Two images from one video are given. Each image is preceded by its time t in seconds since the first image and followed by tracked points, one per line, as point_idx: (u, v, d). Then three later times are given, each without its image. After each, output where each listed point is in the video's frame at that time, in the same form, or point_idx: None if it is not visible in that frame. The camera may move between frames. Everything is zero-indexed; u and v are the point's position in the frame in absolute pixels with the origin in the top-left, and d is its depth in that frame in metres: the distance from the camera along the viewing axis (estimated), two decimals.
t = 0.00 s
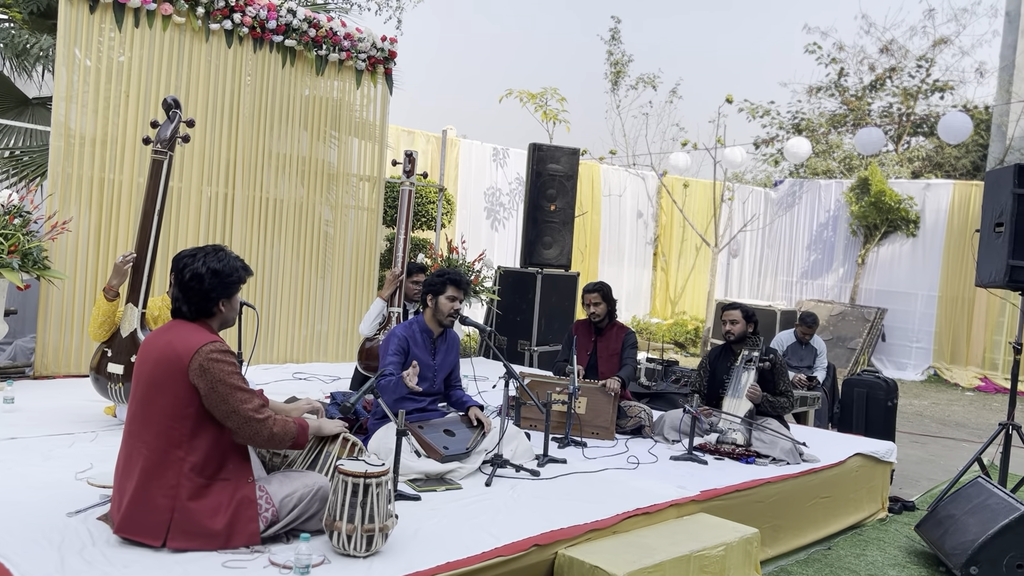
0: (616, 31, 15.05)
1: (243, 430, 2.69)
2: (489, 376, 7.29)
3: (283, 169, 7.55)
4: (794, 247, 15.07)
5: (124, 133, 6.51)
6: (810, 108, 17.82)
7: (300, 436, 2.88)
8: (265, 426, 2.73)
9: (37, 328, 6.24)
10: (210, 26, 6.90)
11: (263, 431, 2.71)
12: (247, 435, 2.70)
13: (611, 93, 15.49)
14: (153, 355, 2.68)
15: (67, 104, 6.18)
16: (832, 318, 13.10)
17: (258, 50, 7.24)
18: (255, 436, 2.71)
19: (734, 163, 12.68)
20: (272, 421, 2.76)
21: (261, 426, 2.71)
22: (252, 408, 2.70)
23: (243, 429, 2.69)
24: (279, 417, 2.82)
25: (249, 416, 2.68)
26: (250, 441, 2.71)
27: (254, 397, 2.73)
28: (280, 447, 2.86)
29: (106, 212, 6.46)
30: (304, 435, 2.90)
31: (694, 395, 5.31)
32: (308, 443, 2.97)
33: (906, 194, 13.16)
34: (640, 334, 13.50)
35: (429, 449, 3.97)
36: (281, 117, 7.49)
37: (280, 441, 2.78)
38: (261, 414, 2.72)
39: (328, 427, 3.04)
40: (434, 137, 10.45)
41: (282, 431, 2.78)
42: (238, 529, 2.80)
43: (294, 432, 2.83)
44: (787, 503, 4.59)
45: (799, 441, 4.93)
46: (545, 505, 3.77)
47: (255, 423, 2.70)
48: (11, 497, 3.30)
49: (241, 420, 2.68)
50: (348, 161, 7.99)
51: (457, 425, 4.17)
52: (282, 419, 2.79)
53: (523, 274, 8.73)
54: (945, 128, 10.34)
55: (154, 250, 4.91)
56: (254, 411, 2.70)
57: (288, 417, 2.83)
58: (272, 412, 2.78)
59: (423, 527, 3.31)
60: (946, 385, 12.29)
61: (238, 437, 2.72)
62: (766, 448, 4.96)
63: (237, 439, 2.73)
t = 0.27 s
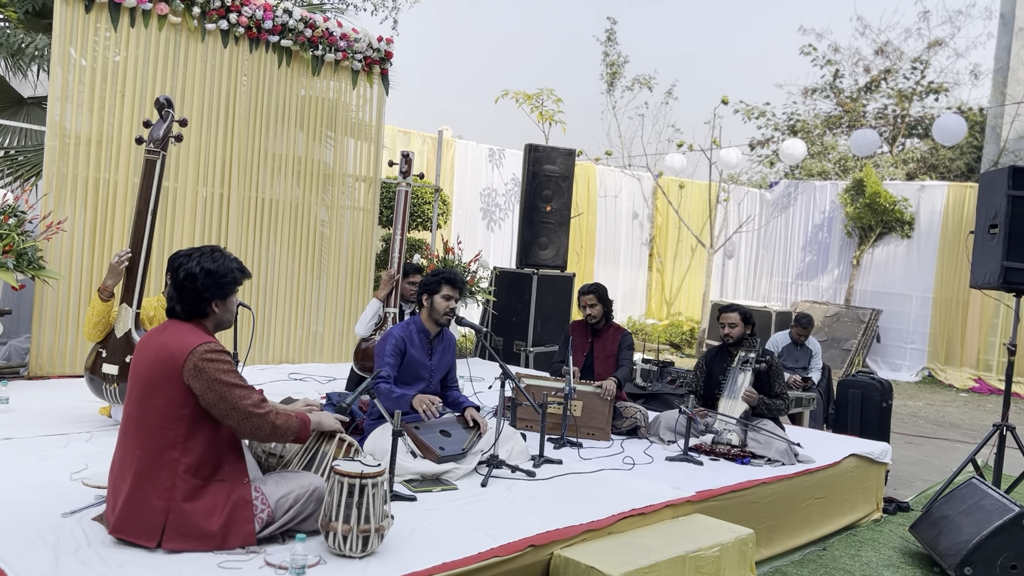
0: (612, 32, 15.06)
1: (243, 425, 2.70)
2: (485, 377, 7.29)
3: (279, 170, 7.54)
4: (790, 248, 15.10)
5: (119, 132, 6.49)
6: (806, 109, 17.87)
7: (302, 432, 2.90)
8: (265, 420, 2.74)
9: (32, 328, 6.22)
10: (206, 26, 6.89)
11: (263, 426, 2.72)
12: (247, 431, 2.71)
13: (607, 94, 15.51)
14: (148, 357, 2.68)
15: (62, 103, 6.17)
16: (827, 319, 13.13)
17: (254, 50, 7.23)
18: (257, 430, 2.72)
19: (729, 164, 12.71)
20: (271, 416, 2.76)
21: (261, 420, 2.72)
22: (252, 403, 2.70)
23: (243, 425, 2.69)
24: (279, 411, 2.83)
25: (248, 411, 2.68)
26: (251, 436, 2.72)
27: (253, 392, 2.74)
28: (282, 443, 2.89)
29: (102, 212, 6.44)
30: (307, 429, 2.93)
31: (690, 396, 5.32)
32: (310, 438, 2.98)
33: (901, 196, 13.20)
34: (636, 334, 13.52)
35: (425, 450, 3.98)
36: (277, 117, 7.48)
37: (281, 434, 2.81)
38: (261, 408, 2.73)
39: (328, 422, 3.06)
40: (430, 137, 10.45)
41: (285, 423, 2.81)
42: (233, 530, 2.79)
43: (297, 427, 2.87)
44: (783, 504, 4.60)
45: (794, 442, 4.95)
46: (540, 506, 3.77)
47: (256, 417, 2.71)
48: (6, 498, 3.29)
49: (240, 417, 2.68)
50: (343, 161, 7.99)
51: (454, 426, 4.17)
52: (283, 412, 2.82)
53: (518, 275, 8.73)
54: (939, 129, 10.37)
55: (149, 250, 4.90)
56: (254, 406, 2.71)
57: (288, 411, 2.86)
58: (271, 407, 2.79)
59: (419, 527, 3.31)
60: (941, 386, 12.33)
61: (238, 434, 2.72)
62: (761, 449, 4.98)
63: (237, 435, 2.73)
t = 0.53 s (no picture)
0: (610, 33, 15.08)
1: (248, 414, 2.70)
2: (483, 377, 7.29)
3: (277, 170, 7.54)
4: (787, 249, 15.12)
5: (117, 132, 6.48)
6: (803, 110, 17.90)
7: (306, 420, 2.90)
8: (270, 406, 2.75)
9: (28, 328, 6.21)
10: (204, 25, 6.88)
11: (267, 411, 2.73)
12: (253, 419, 2.71)
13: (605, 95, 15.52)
14: (145, 357, 2.67)
15: (60, 102, 6.15)
16: (824, 319, 13.16)
17: (252, 49, 7.22)
18: (262, 417, 2.72)
19: (727, 165, 12.72)
20: (274, 402, 2.77)
21: (266, 406, 2.73)
22: (254, 390, 2.71)
23: (247, 415, 2.69)
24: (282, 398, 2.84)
25: (252, 398, 2.69)
26: (257, 423, 2.73)
27: (254, 381, 2.74)
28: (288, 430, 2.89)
29: (99, 211, 6.43)
30: (310, 417, 2.93)
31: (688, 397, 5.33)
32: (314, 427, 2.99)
33: (898, 197, 13.23)
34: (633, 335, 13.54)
35: (424, 450, 3.96)
36: (275, 117, 7.47)
37: (287, 419, 2.82)
38: (264, 395, 2.73)
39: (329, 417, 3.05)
40: (428, 137, 10.45)
41: (289, 408, 2.82)
42: (232, 528, 2.80)
43: (300, 413, 2.87)
44: (780, 504, 4.60)
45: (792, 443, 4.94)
46: (539, 506, 3.77)
47: (260, 404, 2.71)
48: (3, 497, 3.29)
49: (244, 406, 2.68)
50: (341, 161, 7.98)
51: (451, 426, 4.19)
52: (287, 397, 2.83)
53: (516, 275, 8.73)
54: (936, 131, 10.38)
55: (145, 249, 4.90)
56: (257, 393, 2.71)
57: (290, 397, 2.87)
58: (274, 394, 2.80)
59: (417, 527, 3.30)
60: (937, 387, 12.36)
61: (243, 423, 2.72)
62: (759, 450, 4.99)
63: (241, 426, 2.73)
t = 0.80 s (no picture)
0: (609, 33, 15.08)
1: (235, 430, 2.69)
2: (482, 377, 7.29)
3: (276, 170, 7.54)
4: (786, 249, 15.13)
5: (116, 131, 6.48)
6: (802, 111, 17.91)
7: (296, 434, 2.91)
8: (258, 426, 2.72)
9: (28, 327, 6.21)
10: (203, 25, 6.87)
11: (255, 431, 2.71)
12: (239, 435, 2.70)
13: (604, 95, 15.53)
14: (146, 356, 2.67)
15: (59, 101, 6.15)
16: (823, 319, 13.17)
17: (252, 49, 7.21)
18: (249, 435, 2.71)
19: (726, 165, 12.72)
20: (264, 420, 2.76)
21: (253, 425, 2.71)
22: (245, 408, 2.69)
23: (235, 429, 2.68)
24: (273, 416, 2.82)
25: (241, 415, 2.68)
26: (243, 440, 2.71)
27: (247, 397, 2.73)
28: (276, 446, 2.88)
29: (99, 211, 6.43)
30: (301, 432, 2.93)
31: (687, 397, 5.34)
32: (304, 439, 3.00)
33: (896, 197, 13.24)
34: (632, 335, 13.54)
35: (423, 449, 3.96)
36: (274, 116, 7.47)
37: (274, 439, 2.80)
38: (254, 414, 2.72)
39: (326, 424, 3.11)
40: (427, 137, 10.45)
41: (276, 429, 2.79)
42: (232, 528, 2.79)
43: (289, 431, 2.86)
44: (779, 504, 4.60)
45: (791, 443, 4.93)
46: (538, 506, 3.77)
47: (248, 422, 2.70)
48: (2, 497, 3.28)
49: (233, 421, 2.67)
50: (341, 161, 7.98)
51: (450, 426, 4.19)
52: (276, 419, 2.80)
53: (515, 275, 8.74)
54: (936, 131, 10.39)
55: (144, 249, 4.90)
56: (247, 411, 2.70)
57: (282, 415, 2.85)
58: (265, 412, 2.78)
59: (416, 527, 3.30)
60: (936, 387, 12.37)
61: (231, 437, 2.71)
62: (758, 450, 4.98)
63: (230, 438, 2.72)
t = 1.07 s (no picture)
0: (610, 33, 15.08)
1: (234, 432, 2.69)
2: (482, 377, 7.30)
3: (277, 169, 7.54)
4: (786, 249, 15.14)
5: (117, 131, 6.48)
6: (802, 111, 17.92)
7: (293, 438, 2.89)
8: (256, 428, 2.73)
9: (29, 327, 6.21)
10: (205, 25, 6.88)
11: (254, 433, 2.72)
12: (238, 437, 2.70)
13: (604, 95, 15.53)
14: (147, 356, 2.68)
15: (61, 101, 6.15)
16: (823, 320, 13.18)
17: (253, 49, 7.22)
18: (248, 437, 2.71)
19: (726, 166, 12.72)
20: (263, 423, 2.76)
21: (252, 428, 2.72)
22: (245, 410, 2.70)
23: (234, 431, 2.69)
24: (272, 419, 2.82)
25: (241, 418, 2.68)
26: (242, 443, 2.72)
27: (247, 400, 2.73)
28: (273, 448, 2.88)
29: (100, 211, 6.44)
30: (298, 435, 2.92)
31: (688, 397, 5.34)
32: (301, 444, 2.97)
33: (897, 198, 13.24)
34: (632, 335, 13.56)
35: (424, 449, 3.96)
36: (275, 116, 7.48)
37: (272, 443, 2.78)
38: (253, 416, 2.72)
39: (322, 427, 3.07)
40: (428, 137, 10.45)
41: (276, 431, 2.79)
42: (233, 528, 2.79)
43: (286, 435, 2.83)
44: (779, 504, 4.60)
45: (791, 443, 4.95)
46: (539, 505, 3.77)
47: (248, 424, 2.70)
48: (3, 497, 3.28)
49: (232, 423, 2.68)
50: (342, 161, 7.98)
51: (452, 426, 4.19)
52: (275, 421, 2.80)
53: (516, 275, 8.74)
54: (936, 132, 10.39)
55: (146, 248, 4.91)
56: (247, 414, 2.70)
57: (280, 418, 2.85)
58: (264, 415, 2.78)
59: (417, 527, 3.31)
60: (936, 387, 12.36)
61: (229, 439, 2.71)
62: (759, 450, 4.99)
63: (229, 441, 2.73)
